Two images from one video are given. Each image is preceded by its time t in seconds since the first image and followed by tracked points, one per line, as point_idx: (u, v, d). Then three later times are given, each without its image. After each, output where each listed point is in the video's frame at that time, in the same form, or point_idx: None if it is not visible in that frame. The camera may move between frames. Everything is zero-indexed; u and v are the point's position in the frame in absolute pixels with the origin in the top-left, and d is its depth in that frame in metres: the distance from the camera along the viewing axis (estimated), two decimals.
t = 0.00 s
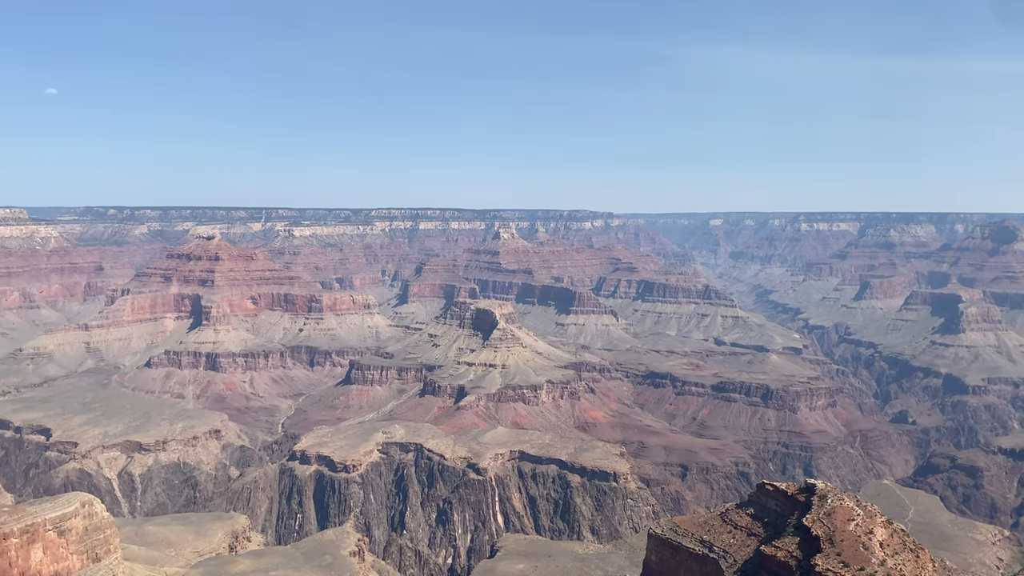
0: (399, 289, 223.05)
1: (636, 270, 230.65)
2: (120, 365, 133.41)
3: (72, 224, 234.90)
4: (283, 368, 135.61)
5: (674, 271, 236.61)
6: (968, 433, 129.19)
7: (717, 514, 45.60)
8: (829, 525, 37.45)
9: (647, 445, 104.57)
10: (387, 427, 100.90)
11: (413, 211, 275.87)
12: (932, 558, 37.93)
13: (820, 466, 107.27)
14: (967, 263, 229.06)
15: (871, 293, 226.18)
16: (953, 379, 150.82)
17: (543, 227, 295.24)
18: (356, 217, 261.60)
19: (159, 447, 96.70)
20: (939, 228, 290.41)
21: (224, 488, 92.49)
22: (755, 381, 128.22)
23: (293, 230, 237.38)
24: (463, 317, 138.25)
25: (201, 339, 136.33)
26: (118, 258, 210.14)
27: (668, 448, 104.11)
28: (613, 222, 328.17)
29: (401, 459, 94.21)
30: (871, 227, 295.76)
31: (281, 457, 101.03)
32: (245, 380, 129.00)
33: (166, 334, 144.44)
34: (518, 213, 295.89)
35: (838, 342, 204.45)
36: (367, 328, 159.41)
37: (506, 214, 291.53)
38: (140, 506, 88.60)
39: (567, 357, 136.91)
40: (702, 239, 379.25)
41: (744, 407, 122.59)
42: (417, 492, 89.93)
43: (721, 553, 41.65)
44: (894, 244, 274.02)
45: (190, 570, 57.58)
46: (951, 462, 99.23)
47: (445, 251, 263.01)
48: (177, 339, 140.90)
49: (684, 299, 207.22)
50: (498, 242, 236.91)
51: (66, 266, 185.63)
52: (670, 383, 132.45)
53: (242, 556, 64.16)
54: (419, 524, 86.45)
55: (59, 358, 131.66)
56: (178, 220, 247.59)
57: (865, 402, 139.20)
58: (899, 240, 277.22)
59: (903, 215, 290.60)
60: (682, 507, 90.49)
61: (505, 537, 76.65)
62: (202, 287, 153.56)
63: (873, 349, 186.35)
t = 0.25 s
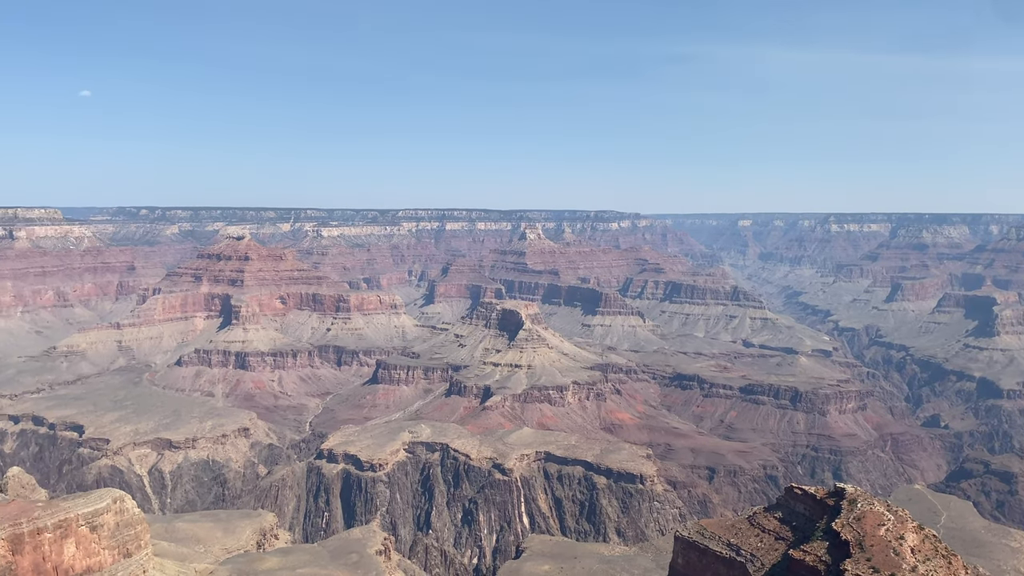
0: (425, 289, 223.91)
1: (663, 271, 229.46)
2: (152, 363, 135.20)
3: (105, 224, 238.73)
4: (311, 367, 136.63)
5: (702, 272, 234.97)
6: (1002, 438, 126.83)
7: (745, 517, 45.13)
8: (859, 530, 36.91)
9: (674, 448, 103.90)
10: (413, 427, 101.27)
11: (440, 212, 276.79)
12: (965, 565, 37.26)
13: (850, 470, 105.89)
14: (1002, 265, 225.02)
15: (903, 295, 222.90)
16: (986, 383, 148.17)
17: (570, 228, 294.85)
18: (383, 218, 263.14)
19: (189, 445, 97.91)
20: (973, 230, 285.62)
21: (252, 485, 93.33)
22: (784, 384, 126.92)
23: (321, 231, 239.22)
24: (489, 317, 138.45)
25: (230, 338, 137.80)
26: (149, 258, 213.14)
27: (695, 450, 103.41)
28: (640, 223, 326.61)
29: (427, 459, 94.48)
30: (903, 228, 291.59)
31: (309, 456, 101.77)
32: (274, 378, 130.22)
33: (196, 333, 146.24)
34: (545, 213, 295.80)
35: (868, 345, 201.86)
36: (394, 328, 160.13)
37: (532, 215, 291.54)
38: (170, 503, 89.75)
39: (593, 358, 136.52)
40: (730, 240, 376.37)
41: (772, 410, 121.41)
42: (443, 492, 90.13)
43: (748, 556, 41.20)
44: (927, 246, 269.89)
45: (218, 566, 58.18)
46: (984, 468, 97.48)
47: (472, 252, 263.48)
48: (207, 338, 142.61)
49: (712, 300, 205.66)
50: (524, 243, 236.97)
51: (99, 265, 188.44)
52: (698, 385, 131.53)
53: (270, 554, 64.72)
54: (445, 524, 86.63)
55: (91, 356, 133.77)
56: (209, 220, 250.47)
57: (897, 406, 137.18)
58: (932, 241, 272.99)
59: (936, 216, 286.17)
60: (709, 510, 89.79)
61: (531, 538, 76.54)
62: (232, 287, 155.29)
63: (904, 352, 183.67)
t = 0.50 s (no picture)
0: (452, 290, 224.60)
1: (692, 272, 228.02)
2: (183, 361, 137.00)
3: (138, 225, 242.51)
4: (339, 366, 137.62)
5: (730, 273, 233.09)
6: None
7: (773, 521, 44.64)
8: (890, 535, 36.38)
9: (701, 450, 103.19)
10: (440, 427, 101.59)
11: (468, 213, 277.50)
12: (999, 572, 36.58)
13: (881, 475, 104.41)
14: None
15: (936, 297, 219.31)
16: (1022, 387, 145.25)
17: (597, 228, 294.21)
18: (411, 218, 264.51)
19: (219, 442, 99.07)
20: (1009, 231, 280.30)
21: (280, 483, 94.15)
22: (813, 387, 125.48)
23: (350, 231, 240.96)
24: (516, 318, 138.58)
25: (260, 337, 139.23)
26: (181, 258, 216.05)
27: (723, 453, 102.61)
28: (669, 223, 324.72)
29: (453, 458, 94.71)
30: (936, 229, 287.03)
31: (337, 454, 102.50)
32: (303, 377, 131.35)
33: (227, 332, 147.99)
34: (572, 214, 295.42)
35: (900, 347, 198.96)
36: (421, 328, 160.73)
37: (560, 215, 291.26)
38: (200, 500, 90.82)
39: (620, 360, 136.00)
40: (760, 241, 373.15)
41: (802, 413, 120.10)
42: (469, 492, 90.27)
43: (777, 560, 40.72)
44: (961, 247, 265.34)
45: (247, 563, 58.76)
46: (1020, 473, 95.60)
47: (499, 252, 263.67)
48: (237, 337, 144.21)
49: (741, 302, 203.97)
50: (551, 244, 236.84)
51: (132, 265, 191.35)
52: (726, 387, 130.46)
53: (298, 551, 65.25)
54: (471, 523, 86.76)
55: (124, 354, 135.81)
56: (239, 221, 253.41)
57: (930, 410, 134.94)
58: (966, 243, 268.37)
59: (971, 217, 281.30)
60: (737, 513, 88.99)
61: (557, 539, 76.43)
62: (262, 287, 156.94)
63: (937, 355, 180.73)
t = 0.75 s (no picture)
0: (480, 290, 224.95)
1: (721, 274, 226.24)
2: (214, 359, 138.70)
3: (171, 225, 246.01)
4: (367, 366, 138.45)
5: (760, 274, 230.88)
6: None
7: (803, 525, 44.14)
8: (923, 541, 35.83)
9: (730, 453, 102.35)
10: (467, 427, 101.80)
11: (495, 213, 277.79)
12: None
13: (914, 480, 102.79)
14: None
15: (972, 299, 215.40)
16: None
17: (625, 229, 293.08)
18: (438, 219, 265.48)
19: (249, 440, 100.12)
20: None
21: (309, 481, 94.91)
22: (844, 390, 123.88)
23: (378, 232, 242.31)
24: (543, 319, 138.51)
25: (290, 336, 140.46)
26: (212, 258, 218.73)
27: (752, 456, 101.68)
28: (698, 224, 322.42)
29: (480, 459, 94.84)
30: (972, 230, 282.01)
31: (365, 453, 103.11)
32: (331, 376, 132.32)
33: (257, 331, 149.56)
34: (600, 214, 294.53)
35: (934, 350, 195.74)
36: (449, 328, 161.15)
37: (587, 216, 290.48)
38: (231, 497, 91.86)
39: (648, 361, 135.31)
40: (790, 242, 369.38)
41: (833, 416, 118.62)
42: (496, 492, 90.34)
43: (806, 565, 40.15)
44: (998, 249, 260.41)
45: (276, 560, 59.25)
46: None
47: (526, 253, 263.53)
48: (267, 336, 145.65)
49: (771, 303, 201.96)
50: (579, 245, 236.33)
51: (164, 265, 194.03)
52: (756, 390, 129.25)
53: (326, 549, 65.74)
54: (498, 524, 86.82)
55: (156, 352, 137.78)
56: (270, 221, 256.04)
57: (964, 414, 132.55)
58: (1003, 244, 263.33)
59: (1007, 218, 275.97)
60: (766, 517, 88.09)
61: (584, 540, 76.22)
62: (292, 286, 158.41)
63: (973, 359, 177.48)
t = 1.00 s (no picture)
0: (508, 290, 225.17)
1: (751, 275, 224.28)
2: (245, 358, 140.24)
3: (203, 225, 249.21)
4: (395, 366, 139.20)
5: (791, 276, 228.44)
6: None
7: (834, 530, 43.53)
8: (957, 548, 35.18)
9: (760, 456, 101.37)
10: (495, 428, 101.92)
11: (523, 214, 277.87)
12: None
13: (948, 485, 100.99)
14: None
15: (1009, 302, 211.29)
16: None
17: (654, 230, 291.70)
18: (467, 219, 266.22)
19: (279, 438, 101.07)
20: None
21: (338, 480, 95.58)
22: (877, 393, 122.13)
23: (407, 233, 243.50)
24: (570, 320, 138.46)
25: (319, 336, 141.59)
26: (244, 258, 221.25)
27: (782, 460, 100.60)
28: (728, 224, 319.85)
29: (508, 459, 94.87)
30: (1009, 232, 276.62)
31: (393, 453, 103.60)
32: (360, 376, 133.20)
33: (287, 330, 151.03)
34: (629, 215, 293.41)
35: (970, 354, 192.31)
36: (476, 329, 161.44)
37: (616, 217, 289.50)
38: (260, 494, 92.78)
39: (677, 363, 134.48)
40: (822, 243, 365.03)
41: (865, 419, 116.99)
42: (523, 493, 90.32)
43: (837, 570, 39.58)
44: None
45: (305, 558, 59.74)
46: None
47: (555, 254, 263.19)
48: (297, 335, 147.00)
49: (802, 306, 199.78)
50: (607, 245, 235.59)
51: (196, 265, 196.61)
52: (786, 393, 127.89)
53: (354, 547, 66.14)
54: (525, 525, 86.79)
55: (189, 351, 139.68)
56: (300, 221, 258.38)
57: (1001, 419, 130.01)
58: None
59: None
60: (796, 521, 87.10)
61: (611, 542, 75.92)
62: (322, 286, 159.72)
63: (1010, 363, 174.07)
